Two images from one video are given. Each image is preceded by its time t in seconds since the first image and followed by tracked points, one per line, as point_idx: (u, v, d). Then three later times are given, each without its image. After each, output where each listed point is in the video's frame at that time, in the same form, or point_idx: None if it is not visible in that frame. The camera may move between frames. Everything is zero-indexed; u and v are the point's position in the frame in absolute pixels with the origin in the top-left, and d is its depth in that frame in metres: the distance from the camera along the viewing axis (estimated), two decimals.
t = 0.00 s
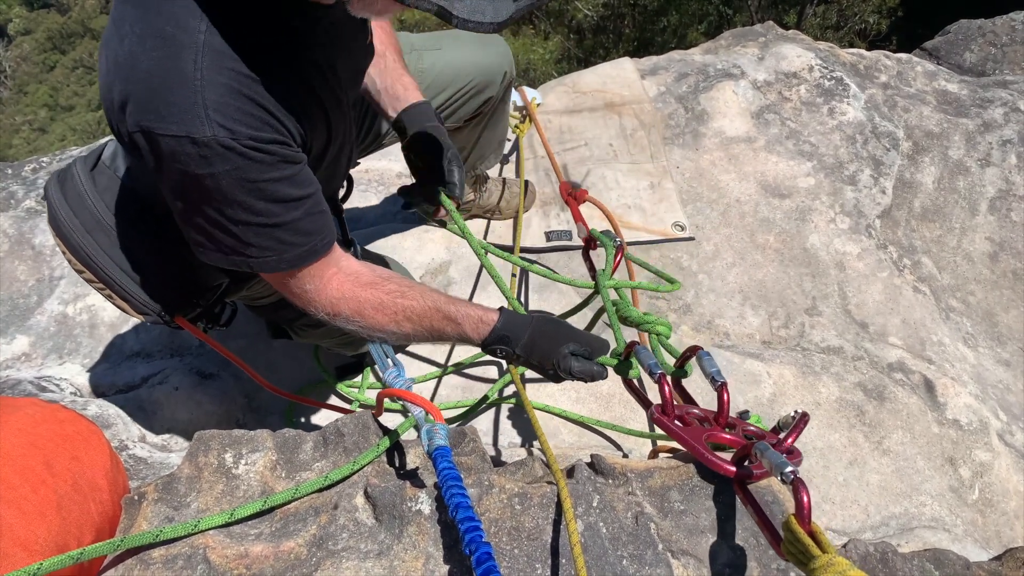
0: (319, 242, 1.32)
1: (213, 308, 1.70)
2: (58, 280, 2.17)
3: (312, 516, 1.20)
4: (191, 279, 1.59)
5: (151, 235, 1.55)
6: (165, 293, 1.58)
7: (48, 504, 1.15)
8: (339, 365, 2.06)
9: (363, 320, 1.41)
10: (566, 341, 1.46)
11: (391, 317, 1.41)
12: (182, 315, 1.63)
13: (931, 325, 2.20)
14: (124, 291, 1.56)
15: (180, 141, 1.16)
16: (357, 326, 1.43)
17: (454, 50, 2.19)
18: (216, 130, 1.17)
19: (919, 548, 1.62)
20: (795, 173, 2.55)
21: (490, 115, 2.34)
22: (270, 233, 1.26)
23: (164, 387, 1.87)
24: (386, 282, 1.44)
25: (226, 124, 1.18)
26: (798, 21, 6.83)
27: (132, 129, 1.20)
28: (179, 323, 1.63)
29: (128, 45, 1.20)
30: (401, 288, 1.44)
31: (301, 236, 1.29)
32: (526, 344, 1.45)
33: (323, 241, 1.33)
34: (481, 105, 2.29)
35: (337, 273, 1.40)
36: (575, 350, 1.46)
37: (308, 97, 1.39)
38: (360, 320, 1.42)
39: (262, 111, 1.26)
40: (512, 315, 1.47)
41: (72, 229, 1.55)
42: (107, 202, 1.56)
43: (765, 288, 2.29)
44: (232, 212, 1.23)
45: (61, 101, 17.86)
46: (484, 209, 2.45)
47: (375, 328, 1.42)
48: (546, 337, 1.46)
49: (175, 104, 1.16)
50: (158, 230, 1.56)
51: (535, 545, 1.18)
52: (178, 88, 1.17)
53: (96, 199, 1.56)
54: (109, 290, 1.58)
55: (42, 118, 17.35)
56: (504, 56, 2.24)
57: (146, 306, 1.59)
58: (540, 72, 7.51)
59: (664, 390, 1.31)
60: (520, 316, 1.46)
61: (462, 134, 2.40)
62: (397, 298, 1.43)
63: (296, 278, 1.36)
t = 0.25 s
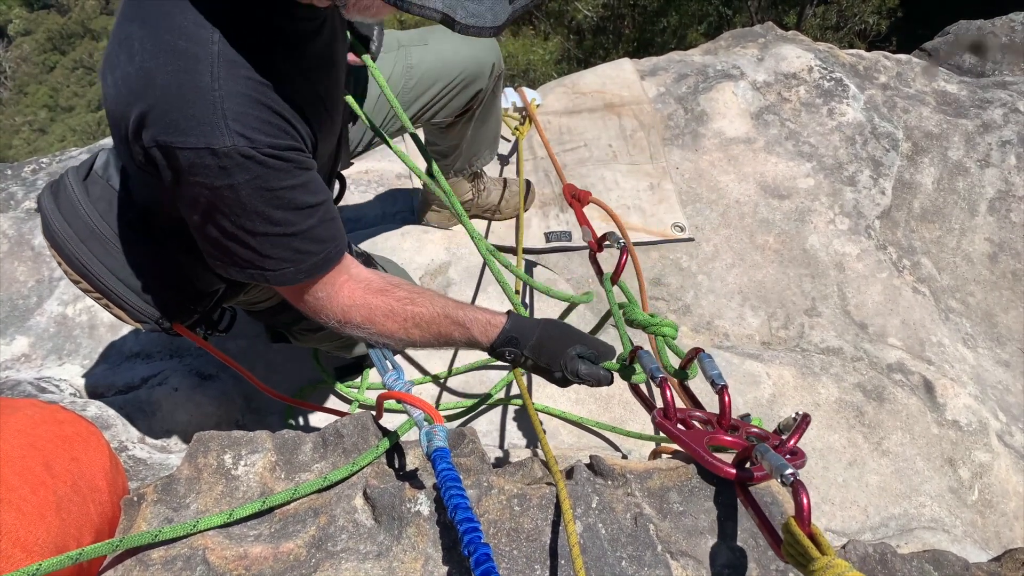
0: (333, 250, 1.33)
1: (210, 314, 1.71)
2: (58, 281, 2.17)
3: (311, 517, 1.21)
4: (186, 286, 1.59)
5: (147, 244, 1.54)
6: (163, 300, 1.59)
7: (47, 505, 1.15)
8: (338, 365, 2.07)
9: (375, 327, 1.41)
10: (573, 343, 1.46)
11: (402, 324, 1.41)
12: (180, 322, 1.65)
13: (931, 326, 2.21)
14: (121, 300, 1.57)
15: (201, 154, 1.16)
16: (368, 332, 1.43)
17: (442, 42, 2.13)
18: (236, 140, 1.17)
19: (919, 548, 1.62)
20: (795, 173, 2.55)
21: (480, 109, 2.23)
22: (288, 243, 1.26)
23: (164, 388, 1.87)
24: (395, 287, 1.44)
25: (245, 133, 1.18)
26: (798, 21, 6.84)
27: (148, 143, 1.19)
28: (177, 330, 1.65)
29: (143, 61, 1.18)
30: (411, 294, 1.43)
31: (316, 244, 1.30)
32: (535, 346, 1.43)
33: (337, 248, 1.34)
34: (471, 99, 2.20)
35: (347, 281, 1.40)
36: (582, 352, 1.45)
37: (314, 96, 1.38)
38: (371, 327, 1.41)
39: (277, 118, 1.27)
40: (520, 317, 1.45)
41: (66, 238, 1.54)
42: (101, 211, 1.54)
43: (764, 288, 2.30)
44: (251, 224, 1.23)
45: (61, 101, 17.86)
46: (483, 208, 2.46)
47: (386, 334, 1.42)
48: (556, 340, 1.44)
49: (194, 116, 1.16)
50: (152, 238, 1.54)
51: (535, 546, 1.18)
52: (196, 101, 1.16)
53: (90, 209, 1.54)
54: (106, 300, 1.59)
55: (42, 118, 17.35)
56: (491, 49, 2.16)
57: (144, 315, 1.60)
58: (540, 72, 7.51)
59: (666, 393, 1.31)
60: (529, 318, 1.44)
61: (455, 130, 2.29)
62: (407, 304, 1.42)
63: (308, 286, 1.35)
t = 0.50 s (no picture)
0: (334, 241, 1.31)
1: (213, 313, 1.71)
2: (58, 281, 2.17)
3: (312, 516, 1.20)
4: (186, 285, 1.59)
5: (146, 246, 1.54)
6: (164, 298, 1.58)
7: (47, 504, 1.15)
8: (338, 364, 2.07)
9: (377, 320, 1.40)
10: (577, 337, 1.43)
11: (405, 317, 1.40)
12: (181, 322, 1.65)
13: (931, 326, 2.20)
14: (122, 301, 1.56)
15: (197, 143, 1.16)
16: (371, 325, 1.42)
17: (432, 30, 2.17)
18: (232, 128, 1.17)
19: (919, 548, 1.62)
20: (795, 173, 2.55)
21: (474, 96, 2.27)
22: (287, 234, 1.25)
23: (164, 387, 1.87)
24: (399, 280, 1.43)
25: (241, 122, 1.18)
26: (798, 21, 6.83)
27: (147, 137, 1.20)
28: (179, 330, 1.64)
29: (137, 54, 1.20)
30: (414, 287, 1.43)
31: (316, 235, 1.28)
32: (538, 340, 1.41)
33: (338, 241, 1.32)
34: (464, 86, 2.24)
35: (350, 273, 1.40)
36: (585, 347, 1.42)
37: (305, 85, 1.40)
38: (374, 320, 1.41)
39: (273, 107, 1.27)
40: (524, 310, 1.42)
41: (66, 240, 1.54)
42: (100, 212, 1.54)
43: (765, 288, 2.29)
44: (249, 214, 1.22)
45: (61, 100, 17.86)
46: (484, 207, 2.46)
47: (388, 327, 1.41)
48: (559, 334, 1.42)
49: (190, 106, 1.16)
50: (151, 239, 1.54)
51: (535, 546, 1.18)
52: (192, 90, 1.17)
53: (88, 210, 1.54)
54: (107, 301, 1.58)
55: (42, 118, 17.34)
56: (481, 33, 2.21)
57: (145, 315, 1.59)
58: (540, 72, 7.50)
59: (670, 390, 1.31)
60: (532, 312, 1.42)
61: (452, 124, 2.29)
62: (410, 297, 1.41)
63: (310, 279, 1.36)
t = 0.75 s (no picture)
0: (324, 223, 1.31)
1: (208, 311, 1.70)
2: (58, 281, 2.17)
3: (311, 516, 1.20)
4: (183, 283, 1.59)
5: (143, 241, 1.55)
6: (160, 294, 1.57)
7: (47, 505, 1.15)
8: (338, 365, 2.07)
9: (372, 310, 1.39)
10: (573, 339, 1.44)
11: (402, 312, 1.39)
12: (179, 320, 1.63)
13: (931, 326, 2.20)
14: (119, 297, 1.55)
15: (180, 114, 1.16)
16: (366, 316, 1.41)
17: (427, 33, 2.18)
18: (217, 101, 1.17)
19: (920, 548, 1.63)
20: (795, 173, 2.55)
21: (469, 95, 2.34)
22: (273, 212, 1.25)
23: (164, 388, 1.87)
24: (397, 275, 1.43)
25: (225, 95, 1.19)
26: (798, 21, 6.84)
27: (131, 109, 1.20)
28: (175, 327, 1.62)
29: (128, 28, 1.22)
30: (412, 283, 1.42)
31: (306, 215, 1.28)
32: (535, 340, 1.42)
33: (328, 222, 1.32)
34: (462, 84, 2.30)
35: (347, 262, 1.39)
36: (582, 349, 1.44)
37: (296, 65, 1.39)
38: (369, 311, 1.39)
39: (259, 84, 1.27)
40: (523, 311, 1.44)
41: (62, 237, 1.53)
42: (96, 210, 1.55)
43: (765, 288, 2.29)
44: (234, 189, 1.22)
45: (61, 101, 17.86)
46: (483, 207, 2.46)
47: (384, 319, 1.40)
48: (555, 335, 1.43)
49: (174, 77, 1.17)
50: (148, 237, 1.55)
51: (535, 546, 1.18)
52: (177, 62, 1.18)
53: (85, 209, 1.54)
54: (105, 298, 1.57)
55: (42, 118, 17.34)
56: (477, 33, 2.25)
57: (141, 311, 1.58)
58: (541, 72, 7.50)
59: (670, 390, 1.31)
60: (531, 313, 1.43)
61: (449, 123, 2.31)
62: (408, 291, 1.41)
63: (307, 264, 1.34)
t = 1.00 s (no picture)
0: (333, 211, 1.28)
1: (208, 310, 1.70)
2: (58, 281, 2.17)
3: (310, 516, 1.20)
4: (183, 283, 1.59)
5: (143, 240, 1.55)
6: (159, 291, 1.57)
7: (46, 504, 1.15)
8: (337, 364, 2.07)
9: (382, 305, 1.37)
10: (576, 339, 1.50)
11: (411, 306, 1.39)
12: (177, 318, 1.62)
13: (931, 326, 2.20)
14: (118, 296, 1.55)
15: (186, 95, 1.13)
16: (373, 310, 1.38)
17: (430, 33, 2.17)
18: (224, 82, 1.14)
19: (919, 548, 1.63)
20: (795, 173, 2.55)
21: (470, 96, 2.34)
22: (281, 197, 1.22)
23: (163, 388, 1.87)
24: (405, 269, 1.41)
25: (234, 76, 1.16)
26: (798, 21, 6.84)
27: (133, 89, 1.17)
28: (174, 325, 1.61)
29: (133, 8, 1.19)
30: (420, 277, 1.42)
31: (313, 202, 1.25)
32: (539, 342, 1.48)
33: (337, 211, 1.28)
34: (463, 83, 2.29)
35: (356, 254, 1.35)
36: (584, 347, 1.49)
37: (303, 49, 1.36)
38: (379, 305, 1.38)
39: (267, 68, 1.24)
40: (526, 312, 1.50)
41: (62, 234, 1.53)
42: (96, 207, 1.55)
43: (764, 288, 2.29)
44: (240, 173, 1.19)
45: (61, 101, 17.88)
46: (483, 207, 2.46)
47: (393, 314, 1.39)
48: (558, 335, 1.49)
49: (180, 56, 1.14)
50: (147, 237, 1.55)
51: (534, 546, 1.18)
52: (184, 41, 1.15)
53: (86, 207, 1.54)
54: (103, 296, 1.57)
55: (42, 118, 17.34)
56: (478, 33, 2.25)
57: (141, 309, 1.58)
58: (541, 72, 7.51)
59: (670, 390, 1.31)
60: (534, 314, 1.50)
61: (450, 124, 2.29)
62: (418, 286, 1.40)
63: (317, 254, 1.30)
